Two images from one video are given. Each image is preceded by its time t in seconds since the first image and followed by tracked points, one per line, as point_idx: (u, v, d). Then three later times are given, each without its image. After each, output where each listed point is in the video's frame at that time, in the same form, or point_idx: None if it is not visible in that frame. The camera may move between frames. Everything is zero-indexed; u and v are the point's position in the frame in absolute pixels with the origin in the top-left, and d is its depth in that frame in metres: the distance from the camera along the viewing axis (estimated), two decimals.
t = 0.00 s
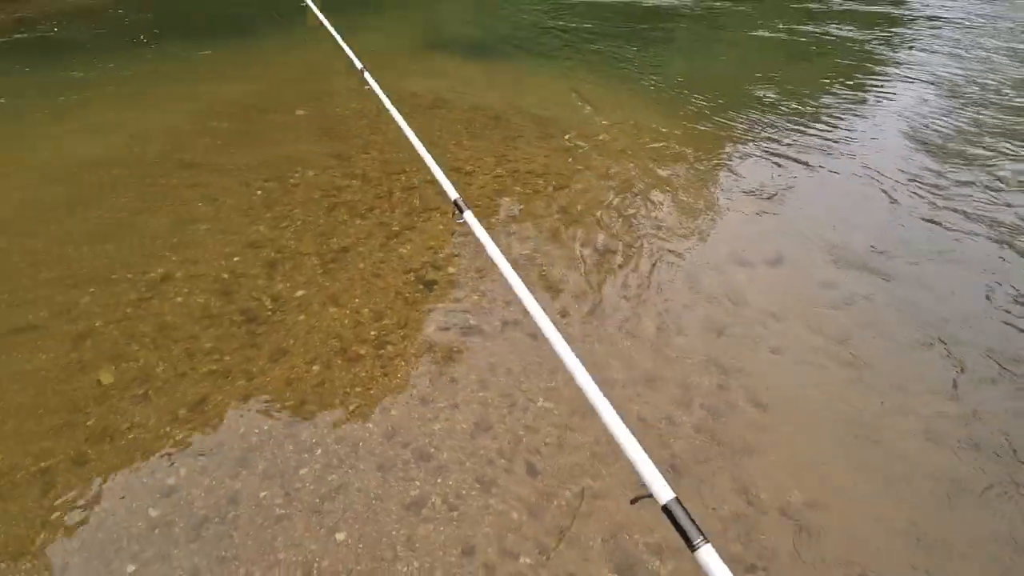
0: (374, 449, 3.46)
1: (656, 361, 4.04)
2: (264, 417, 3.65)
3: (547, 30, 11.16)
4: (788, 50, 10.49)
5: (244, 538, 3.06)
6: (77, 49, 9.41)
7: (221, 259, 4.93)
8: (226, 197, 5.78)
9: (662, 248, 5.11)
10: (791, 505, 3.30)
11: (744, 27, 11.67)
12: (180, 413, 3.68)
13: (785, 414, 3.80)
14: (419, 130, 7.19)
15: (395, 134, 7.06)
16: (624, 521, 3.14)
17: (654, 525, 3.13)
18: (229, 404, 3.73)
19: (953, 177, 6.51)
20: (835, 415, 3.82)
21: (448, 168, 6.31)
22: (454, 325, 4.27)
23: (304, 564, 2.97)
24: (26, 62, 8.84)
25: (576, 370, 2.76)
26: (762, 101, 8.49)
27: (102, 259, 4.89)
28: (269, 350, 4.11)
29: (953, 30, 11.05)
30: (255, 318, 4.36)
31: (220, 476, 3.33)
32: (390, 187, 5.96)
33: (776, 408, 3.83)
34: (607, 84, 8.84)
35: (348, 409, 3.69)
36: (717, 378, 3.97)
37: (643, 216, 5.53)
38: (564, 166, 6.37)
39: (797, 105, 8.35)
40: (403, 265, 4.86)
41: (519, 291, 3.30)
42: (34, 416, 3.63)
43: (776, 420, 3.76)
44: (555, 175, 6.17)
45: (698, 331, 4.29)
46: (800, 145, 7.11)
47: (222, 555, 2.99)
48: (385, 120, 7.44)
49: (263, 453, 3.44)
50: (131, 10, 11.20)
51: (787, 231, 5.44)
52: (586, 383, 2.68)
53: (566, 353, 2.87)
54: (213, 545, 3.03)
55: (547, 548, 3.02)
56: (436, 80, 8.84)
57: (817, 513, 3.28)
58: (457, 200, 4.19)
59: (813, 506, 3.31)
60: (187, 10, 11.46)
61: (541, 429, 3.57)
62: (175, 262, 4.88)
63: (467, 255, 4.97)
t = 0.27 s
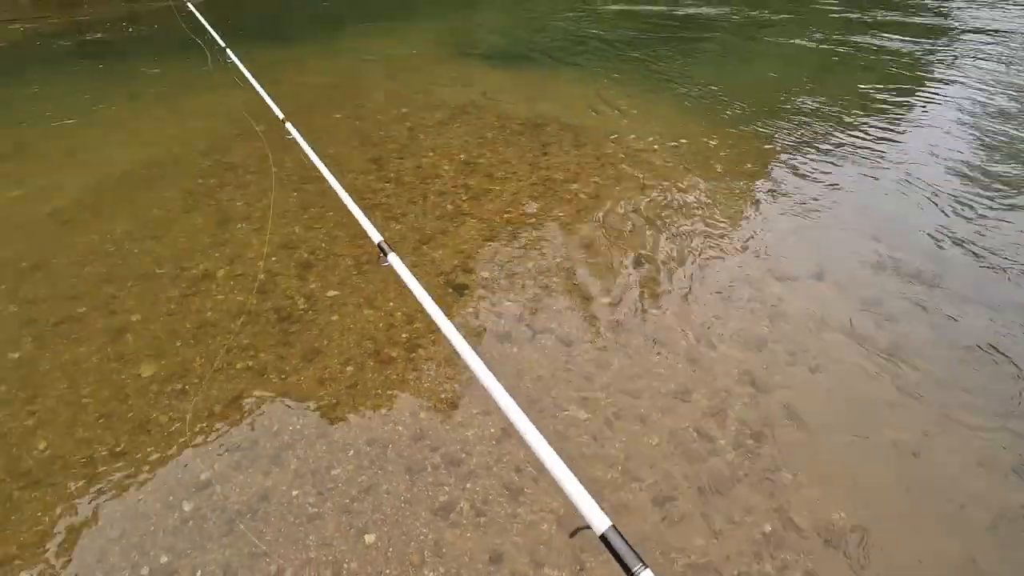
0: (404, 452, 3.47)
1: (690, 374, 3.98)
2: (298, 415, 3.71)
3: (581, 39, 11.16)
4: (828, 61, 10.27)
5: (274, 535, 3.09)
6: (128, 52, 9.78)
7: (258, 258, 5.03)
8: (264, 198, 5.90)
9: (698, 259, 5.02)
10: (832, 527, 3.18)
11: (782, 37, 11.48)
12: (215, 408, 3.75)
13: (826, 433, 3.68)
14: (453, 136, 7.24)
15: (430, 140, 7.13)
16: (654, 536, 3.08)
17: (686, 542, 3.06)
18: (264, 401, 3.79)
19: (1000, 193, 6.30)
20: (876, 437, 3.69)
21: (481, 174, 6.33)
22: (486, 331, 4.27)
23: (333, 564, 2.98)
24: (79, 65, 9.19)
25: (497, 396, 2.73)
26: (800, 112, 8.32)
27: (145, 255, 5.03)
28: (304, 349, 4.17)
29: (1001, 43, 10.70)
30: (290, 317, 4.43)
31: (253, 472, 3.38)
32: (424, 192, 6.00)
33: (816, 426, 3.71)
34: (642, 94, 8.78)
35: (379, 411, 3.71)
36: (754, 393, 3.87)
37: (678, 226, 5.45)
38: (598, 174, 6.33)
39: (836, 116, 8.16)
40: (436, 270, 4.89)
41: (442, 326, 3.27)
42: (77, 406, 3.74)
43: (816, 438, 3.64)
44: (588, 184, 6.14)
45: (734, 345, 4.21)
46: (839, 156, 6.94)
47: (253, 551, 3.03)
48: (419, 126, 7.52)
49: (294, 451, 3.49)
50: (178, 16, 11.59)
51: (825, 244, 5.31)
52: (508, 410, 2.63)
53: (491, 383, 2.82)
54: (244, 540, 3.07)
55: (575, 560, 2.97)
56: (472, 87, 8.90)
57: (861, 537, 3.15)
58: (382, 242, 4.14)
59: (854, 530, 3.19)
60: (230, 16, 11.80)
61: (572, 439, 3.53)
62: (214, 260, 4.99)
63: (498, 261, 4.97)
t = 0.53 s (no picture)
0: (428, 453, 3.45)
1: (721, 384, 3.87)
2: (323, 410, 3.71)
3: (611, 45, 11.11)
4: (866, 68, 10.00)
5: (298, 530, 3.09)
6: (167, 54, 10.05)
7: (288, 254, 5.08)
8: (295, 196, 5.97)
9: (730, 267, 4.91)
10: (872, 547, 3.03)
11: (818, 44, 11.23)
12: (243, 401, 3.78)
13: (865, 449, 3.53)
14: (482, 139, 7.25)
15: (459, 142, 7.15)
16: (682, 548, 2.99)
17: (715, 557, 2.97)
18: (291, 396, 3.81)
19: None
20: (919, 455, 3.53)
21: (509, 177, 6.32)
22: (512, 333, 4.23)
23: (355, 562, 2.96)
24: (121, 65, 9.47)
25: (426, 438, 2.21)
26: (837, 119, 8.11)
27: (179, 250, 5.12)
28: (331, 346, 4.18)
29: None
30: (318, 313, 4.46)
31: (278, 466, 3.39)
32: (453, 193, 6.00)
33: (853, 442, 3.56)
34: (673, 99, 8.67)
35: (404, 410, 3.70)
36: (788, 405, 3.75)
37: (710, 232, 5.34)
38: (627, 179, 6.26)
39: (875, 123, 7.93)
40: (463, 270, 4.87)
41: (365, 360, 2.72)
42: (111, 394, 3.81)
43: (854, 453, 3.50)
44: (617, 189, 6.07)
45: (767, 355, 4.09)
46: (877, 165, 6.72)
47: (277, 545, 3.03)
48: (449, 129, 7.55)
49: (320, 447, 3.49)
50: (216, 19, 11.87)
51: (863, 255, 5.13)
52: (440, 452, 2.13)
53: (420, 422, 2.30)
54: (268, 534, 3.07)
55: (601, 569, 2.90)
56: (501, 91, 8.91)
57: (904, 559, 3.00)
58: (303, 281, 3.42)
59: (896, 551, 3.04)
60: (266, 19, 12.04)
61: (598, 445, 3.46)
62: (245, 256, 5.06)
63: (525, 264, 4.93)
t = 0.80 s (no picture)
0: (449, 448, 3.50)
1: (744, 390, 3.84)
2: (347, 403, 3.79)
3: (639, 50, 11.10)
4: (901, 75, 9.81)
5: (322, 518, 3.16)
6: (204, 55, 10.35)
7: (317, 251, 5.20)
8: (324, 195, 6.10)
9: (755, 273, 4.87)
10: (895, 560, 2.99)
11: (852, 50, 11.05)
12: (271, 392, 3.88)
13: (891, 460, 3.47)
14: (508, 141, 7.31)
15: (485, 144, 7.22)
16: (701, 552, 2.99)
17: (733, 562, 2.96)
18: (317, 388, 3.90)
19: None
20: (947, 468, 3.45)
21: (535, 180, 6.36)
22: (534, 333, 4.27)
23: (376, 552, 3.03)
24: (160, 65, 9.77)
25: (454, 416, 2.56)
26: (869, 127, 7.98)
27: (212, 244, 5.27)
28: (356, 341, 4.27)
29: None
30: (344, 308, 4.55)
31: (304, 456, 3.47)
32: (478, 195, 6.06)
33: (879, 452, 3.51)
34: (701, 105, 8.62)
35: (425, 406, 3.77)
36: (812, 413, 3.70)
37: (736, 238, 5.30)
38: (653, 184, 6.24)
39: (909, 132, 7.78)
40: (487, 270, 4.92)
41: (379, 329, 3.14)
42: (146, 381, 3.95)
43: (879, 464, 3.44)
44: (643, 193, 6.06)
45: (791, 362, 4.04)
46: (910, 173, 6.60)
47: (301, 532, 3.11)
48: (476, 131, 7.63)
49: (344, 438, 3.57)
50: (252, 22, 12.18)
51: (893, 264, 5.04)
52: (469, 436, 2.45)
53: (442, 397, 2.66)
54: (293, 521, 3.15)
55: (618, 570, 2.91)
56: (527, 95, 8.97)
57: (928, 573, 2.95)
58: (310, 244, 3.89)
59: (921, 565, 2.98)
60: (299, 22, 12.30)
61: (618, 447, 3.46)
62: (276, 252, 5.19)
63: (548, 265, 4.96)
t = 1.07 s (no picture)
0: (466, 445, 3.54)
1: (763, 396, 3.81)
2: (367, 397, 3.86)
3: (664, 54, 11.06)
4: (933, 81, 9.61)
5: (339, 509, 3.23)
6: (235, 56, 10.60)
7: (340, 248, 5.29)
8: (349, 193, 6.21)
9: (777, 279, 4.82)
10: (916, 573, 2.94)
11: (883, 55, 10.85)
12: (294, 384, 3.97)
13: (913, 471, 3.41)
14: (531, 144, 7.34)
15: (508, 146, 7.26)
16: (716, 557, 2.98)
17: (748, 568, 2.94)
18: (338, 382, 3.98)
19: None
20: (973, 482, 3.38)
21: (556, 182, 6.38)
22: (552, 334, 4.28)
23: (392, 544, 3.07)
24: (192, 65, 10.02)
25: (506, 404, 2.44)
26: (899, 134, 7.84)
27: (240, 239, 5.40)
28: (377, 337, 4.34)
29: None
30: (366, 305, 4.63)
31: (323, 448, 3.54)
32: (500, 196, 6.11)
33: (901, 463, 3.45)
34: (726, 110, 8.56)
35: (443, 403, 3.81)
36: (833, 422, 3.66)
37: (758, 245, 5.25)
38: (675, 188, 6.22)
39: (940, 140, 7.62)
40: (507, 271, 4.96)
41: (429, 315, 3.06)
42: (173, 371, 4.06)
43: (901, 475, 3.39)
44: (665, 197, 6.03)
45: (812, 369, 4.00)
46: (940, 182, 6.47)
47: (319, 522, 3.17)
48: (499, 133, 7.68)
49: (363, 432, 3.63)
50: (281, 24, 12.42)
51: (920, 273, 4.95)
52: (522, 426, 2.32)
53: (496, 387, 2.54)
54: (312, 511, 3.22)
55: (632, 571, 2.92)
56: (551, 98, 9.00)
57: None
58: (360, 227, 3.91)
59: None
60: (328, 24, 12.52)
61: (634, 449, 3.46)
62: (300, 248, 5.29)
63: (568, 267, 4.98)
